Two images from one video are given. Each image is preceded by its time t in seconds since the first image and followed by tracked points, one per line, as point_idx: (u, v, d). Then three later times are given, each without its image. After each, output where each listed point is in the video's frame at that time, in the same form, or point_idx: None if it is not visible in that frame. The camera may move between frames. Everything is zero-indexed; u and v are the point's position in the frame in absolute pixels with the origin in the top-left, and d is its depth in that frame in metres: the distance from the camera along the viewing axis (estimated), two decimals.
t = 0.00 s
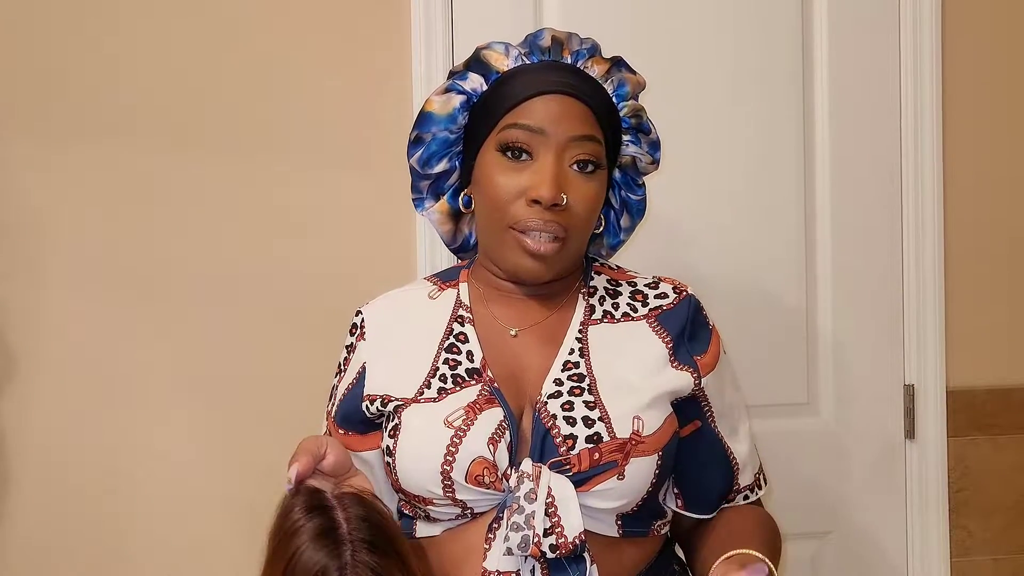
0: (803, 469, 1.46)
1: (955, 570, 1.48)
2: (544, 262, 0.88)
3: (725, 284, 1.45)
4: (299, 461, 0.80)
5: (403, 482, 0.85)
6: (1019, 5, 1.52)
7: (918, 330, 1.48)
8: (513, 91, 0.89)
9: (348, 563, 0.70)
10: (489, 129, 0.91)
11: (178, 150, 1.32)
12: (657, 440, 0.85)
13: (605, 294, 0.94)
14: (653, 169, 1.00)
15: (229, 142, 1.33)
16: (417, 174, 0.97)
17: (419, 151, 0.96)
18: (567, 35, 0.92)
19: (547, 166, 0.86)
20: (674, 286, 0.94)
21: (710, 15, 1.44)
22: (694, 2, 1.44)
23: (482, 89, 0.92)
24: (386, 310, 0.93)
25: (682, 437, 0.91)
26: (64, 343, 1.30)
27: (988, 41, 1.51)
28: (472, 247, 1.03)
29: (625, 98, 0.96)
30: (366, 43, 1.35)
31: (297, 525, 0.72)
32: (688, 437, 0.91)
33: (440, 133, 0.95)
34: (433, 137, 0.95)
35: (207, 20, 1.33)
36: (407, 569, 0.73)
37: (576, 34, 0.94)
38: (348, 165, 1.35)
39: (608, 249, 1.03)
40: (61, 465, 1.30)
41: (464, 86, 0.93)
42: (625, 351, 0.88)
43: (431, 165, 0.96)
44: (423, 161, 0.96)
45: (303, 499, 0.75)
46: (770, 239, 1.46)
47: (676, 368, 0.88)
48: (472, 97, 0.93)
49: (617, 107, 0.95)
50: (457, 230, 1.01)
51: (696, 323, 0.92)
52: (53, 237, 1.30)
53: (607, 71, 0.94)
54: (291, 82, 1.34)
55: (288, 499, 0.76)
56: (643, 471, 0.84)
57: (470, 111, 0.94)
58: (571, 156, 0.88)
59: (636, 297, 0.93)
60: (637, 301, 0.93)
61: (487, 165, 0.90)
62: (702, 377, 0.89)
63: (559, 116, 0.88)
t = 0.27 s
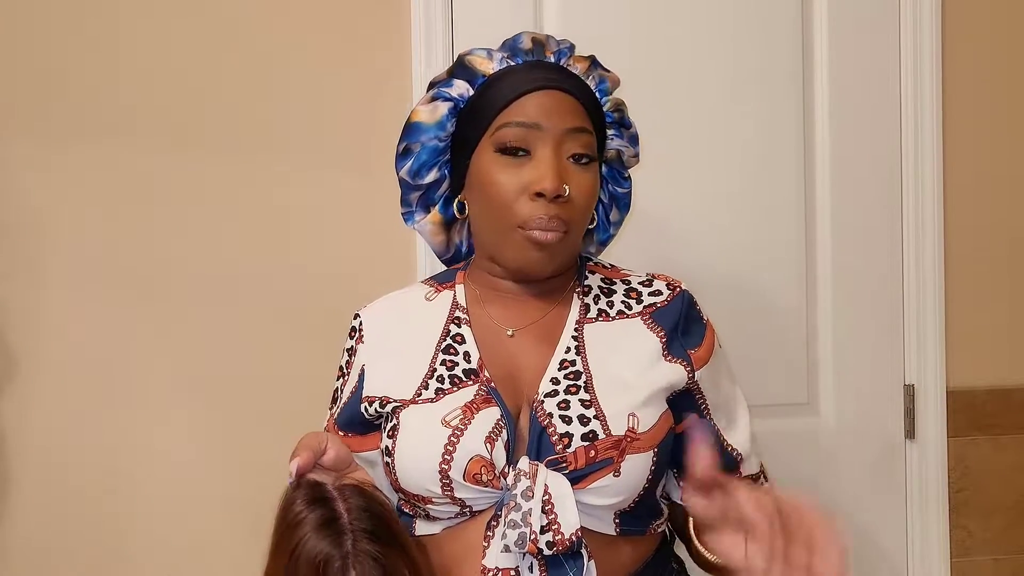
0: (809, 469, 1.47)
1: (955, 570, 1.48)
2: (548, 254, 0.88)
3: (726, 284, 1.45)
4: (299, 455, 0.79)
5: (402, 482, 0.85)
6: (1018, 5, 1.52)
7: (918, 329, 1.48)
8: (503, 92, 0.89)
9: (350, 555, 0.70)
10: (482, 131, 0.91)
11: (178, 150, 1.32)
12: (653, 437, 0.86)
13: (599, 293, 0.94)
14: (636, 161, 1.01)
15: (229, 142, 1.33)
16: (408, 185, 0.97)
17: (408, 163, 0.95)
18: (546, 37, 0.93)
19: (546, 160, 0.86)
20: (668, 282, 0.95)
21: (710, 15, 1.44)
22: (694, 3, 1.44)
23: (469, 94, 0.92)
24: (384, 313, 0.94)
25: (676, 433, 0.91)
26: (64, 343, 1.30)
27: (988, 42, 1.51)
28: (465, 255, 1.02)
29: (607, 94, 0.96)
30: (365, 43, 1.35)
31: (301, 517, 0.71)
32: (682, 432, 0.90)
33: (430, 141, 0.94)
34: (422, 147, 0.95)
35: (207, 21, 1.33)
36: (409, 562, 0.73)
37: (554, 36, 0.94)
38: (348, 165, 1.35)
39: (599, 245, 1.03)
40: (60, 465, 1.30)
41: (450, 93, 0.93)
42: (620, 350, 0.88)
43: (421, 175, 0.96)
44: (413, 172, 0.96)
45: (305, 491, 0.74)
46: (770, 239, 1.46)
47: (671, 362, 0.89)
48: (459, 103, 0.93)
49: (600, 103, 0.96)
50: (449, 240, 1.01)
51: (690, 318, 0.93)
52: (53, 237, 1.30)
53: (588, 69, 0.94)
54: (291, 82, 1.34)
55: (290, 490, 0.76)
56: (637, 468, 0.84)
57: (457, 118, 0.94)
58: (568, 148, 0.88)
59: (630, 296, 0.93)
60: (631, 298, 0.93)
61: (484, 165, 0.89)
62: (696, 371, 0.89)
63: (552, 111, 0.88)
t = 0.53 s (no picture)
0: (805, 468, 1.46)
1: (955, 570, 1.47)
2: (555, 259, 0.87)
3: (726, 286, 1.45)
4: (300, 500, 0.81)
5: (406, 474, 0.85)
6: (1017, 7, 1.52)
7: (918, 329, 1.48)
8: (492, 103, 0.90)
9: None
10: (474, 143, 0.91)
11: (179, 150, 1.33)
12: (650, 428, 0.86)
13: (594, 294, 0.94)
14: (621, 156, 1.01)
15: (230, 142, 1.34)
16: (403, 202, 0.97)
17: (402, 180, 0.96)
18: (526, 44, 0.93)
19: (541, 168, 0.87)
20: (660, 284, 0.95)
21: (710, 18, 1.45)
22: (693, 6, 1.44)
23: (456, 108, 0.93)
24: (384, 313, 0.95)
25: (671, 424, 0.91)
26: (65, 343, 1.30)
27: (988, 43, 1.51)
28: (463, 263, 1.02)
29: (589, 95, 0.97)
30: (366, 43, 1.36)
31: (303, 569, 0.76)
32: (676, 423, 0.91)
33: (422, 158, 0.95)
34: (415, 163, 0.95)
35: (208, 21, 1.33)
36: None
37: (532, 43, 0.95)
38: (349, 165, 1.35)
39: (589, 240, 1.03)
40: (60, 465, 1.30)
41: (438, 108, 0.93)
42: (619, 344, 0.89)
43: (416, 191, 0.96)
44: (408, 189, 0.96)
45: (306, 542, 0.78)
46: (769, 240, 1.46)
47: (668, 352, 0.89)
48: (448, 117, 0.94)
49: (584, 104, 0.96)
50: (447, 250, 1.01)
51: (682, 315, 0.93)
52: (54, 236, 1.30)
53: (570, 71, 0.95)
54: (292, 83, 1.34)
55: (290, 539, 0.79)
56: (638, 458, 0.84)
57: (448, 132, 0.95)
58: (561, 153, 0.88)
59: (624, 296, 0.94)
60: (625, 299, 0.93)
61: (480, 176, 0.90)
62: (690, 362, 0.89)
63: (540, 118, 0.88)
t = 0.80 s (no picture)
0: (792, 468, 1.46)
1: (955, 570, 1.47)
2: (537, 264, 0.88)
3: (725, 286, 1.45)
4: (327, 454, 0.82)
5: (397, 472, 0.85)
6: (1017, 7, 1.52)
7: (917, 330, 1.48)
8: (480, 108, 0.90)
9: (392, 544, 0.72)
10: (463, 148, 0.91)
11: (178, 150, 1.33)
12: (636, 424, 0.86)
13: (584, 293, 0.94)
14: (612, 162, 1.01)
15: (230, 142, 1.34)
16: (395, 202, 0.97)
17: (394, 181, 0.96)
18: (518, 48, 0.93)
19: (526, 173, 0.87)
20: (651, 282, 0.96)
21: (709, 18, 1.45)
22: (693, 7, 1.44)
23: (447, 112, 0.93)
24: (380, 315, 0.95)
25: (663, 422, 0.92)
26: (65, 342, 1.31)
27: (988, 42, 1.51)
28: (455, 262, 1.02)
29: (580, 100, 0.97)
30: (365, 44, 1.36)
31: (335, 513, 0.73)
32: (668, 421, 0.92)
33: (413, 159, 0.95)
34: (407, 165, 0.95)
35: (208, 22, 1.34)
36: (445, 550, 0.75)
37: (524, 47, 0.94)
38: (348, 165, 1.36)
39: (580, 242, 1.03)
40: (60, 464, 1.31)
41: (429, 111, 0.93)
42: (608, 343, 0.89)
43: (408, 192, 0.96)
44: (399, 189, 0.96)
45: (339, 485, 0.76)
46: (768, 239, 1.46)
47: (655, 353, 0.89)
48: (439, 120, 0.94)
49: (573, 110, 0.96)
50: (438, 249, 1.01)
51: (671, 314, 0.93)
52: (54, 236, 1.31)
53: (560, 77, 0.95)
54: (291, 84, 1.35)
55: (320, 488, 0.77)
56: (624, 455, 0.85)
57: (439, 135, 0.95)
58: (547, 160, 0.88)
59: (615, 295, 0.94)
60: (615, 298, 0.94)
61: (468, 181, 0.90)
62: (679, 362, 0.90)
63: (528, 124, 0.88)
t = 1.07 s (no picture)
0: (785, 465, 1.46)
1: (955, 570, 1.47)
2: (547, 264, 0.88)
3: (725, 286, 1.45)
4: (309, 469, 0.82)
5: (398, 471, 0.85)
6: (1018, 7, 1.52)
7: (918, 331, 1.48)
8: (496, 106, 0.89)
9: (366, 566, 0.72)
10: (476, 146, 0.90)
11: (178, 150, 1.33)
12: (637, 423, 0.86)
13: (582, 294, 0.94)
14: (608, 167, 1.03)
15: (230, 142, 1.34)
16: (397, 198, 0.97)
17: (398, 176, 0.95)
18: (528, 52, 0.93)
19: (542, 173, 0.87)
20: (647, 284, 0.95)
21: (709, 19, 1.45)
22: (693, 6, 1.44)
23: (457, 109, 0.92)
24: (378, 314, 0.94)
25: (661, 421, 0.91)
26: (64, 342, 1.31)
27: (988, 42, 1.51)
28: (449, 262, 1.03)
29: (584, 106, 0.97)
30: (365, 44, 1.36)
31: (314, 532, 0.74)
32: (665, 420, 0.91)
33: (421, 155, 0.94)
34: (413, 160, 0.94)
35: (208, 22, 1.34)
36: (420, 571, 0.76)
37: (533, 51, 0.94)
38: (348, 165, 1.36)
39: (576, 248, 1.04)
40: (60, 464, 1.31)
41: (439, 108, 0.92)
42: (607, 344, 0.89)
43: (412, 187, 0.96)
44: (403, 185, 0.95)
45: (318, 506, 0.77)
46: (768, 239, 1.46)
47: (654, 353, 0.89)
48: (449, 117, 0.92)
49: (578, 115, 0.96)
50: (433, 248, 1.01)
51: (668, 315, 0.93)
52: (54, 236, 1.31)
53: (568, 81, 0.94)
54: (291, 84, 1.35)
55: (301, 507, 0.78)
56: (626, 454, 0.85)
57: (448, 132, 0.94)
58: (562, 161, 0.89)
59: (612, 296, 0.94)
60: (613, 299, 0.94)
61: (480, 178, 0.89)
62: (676, 362, 0.90)
63: (544, 125, 0.88)
